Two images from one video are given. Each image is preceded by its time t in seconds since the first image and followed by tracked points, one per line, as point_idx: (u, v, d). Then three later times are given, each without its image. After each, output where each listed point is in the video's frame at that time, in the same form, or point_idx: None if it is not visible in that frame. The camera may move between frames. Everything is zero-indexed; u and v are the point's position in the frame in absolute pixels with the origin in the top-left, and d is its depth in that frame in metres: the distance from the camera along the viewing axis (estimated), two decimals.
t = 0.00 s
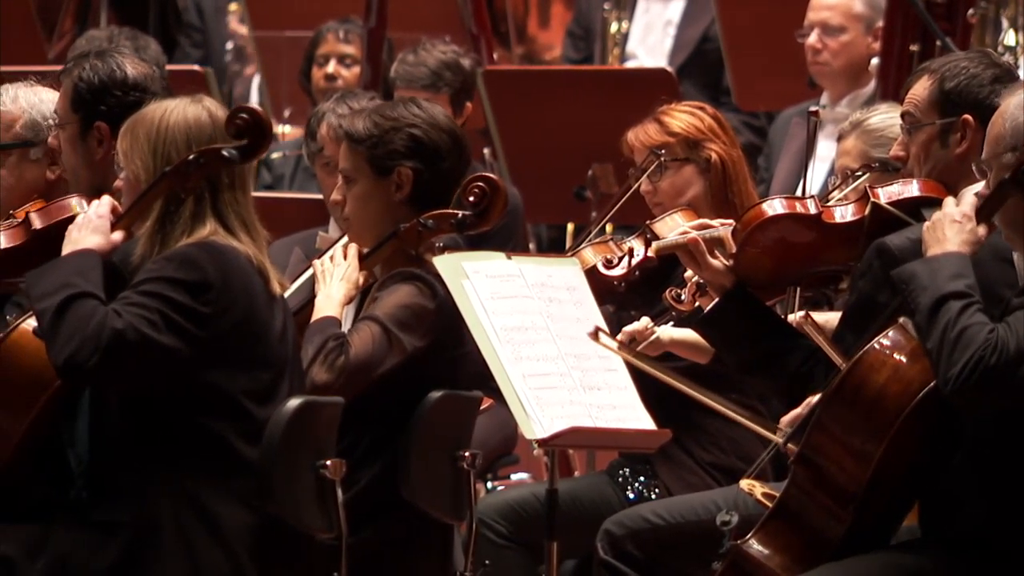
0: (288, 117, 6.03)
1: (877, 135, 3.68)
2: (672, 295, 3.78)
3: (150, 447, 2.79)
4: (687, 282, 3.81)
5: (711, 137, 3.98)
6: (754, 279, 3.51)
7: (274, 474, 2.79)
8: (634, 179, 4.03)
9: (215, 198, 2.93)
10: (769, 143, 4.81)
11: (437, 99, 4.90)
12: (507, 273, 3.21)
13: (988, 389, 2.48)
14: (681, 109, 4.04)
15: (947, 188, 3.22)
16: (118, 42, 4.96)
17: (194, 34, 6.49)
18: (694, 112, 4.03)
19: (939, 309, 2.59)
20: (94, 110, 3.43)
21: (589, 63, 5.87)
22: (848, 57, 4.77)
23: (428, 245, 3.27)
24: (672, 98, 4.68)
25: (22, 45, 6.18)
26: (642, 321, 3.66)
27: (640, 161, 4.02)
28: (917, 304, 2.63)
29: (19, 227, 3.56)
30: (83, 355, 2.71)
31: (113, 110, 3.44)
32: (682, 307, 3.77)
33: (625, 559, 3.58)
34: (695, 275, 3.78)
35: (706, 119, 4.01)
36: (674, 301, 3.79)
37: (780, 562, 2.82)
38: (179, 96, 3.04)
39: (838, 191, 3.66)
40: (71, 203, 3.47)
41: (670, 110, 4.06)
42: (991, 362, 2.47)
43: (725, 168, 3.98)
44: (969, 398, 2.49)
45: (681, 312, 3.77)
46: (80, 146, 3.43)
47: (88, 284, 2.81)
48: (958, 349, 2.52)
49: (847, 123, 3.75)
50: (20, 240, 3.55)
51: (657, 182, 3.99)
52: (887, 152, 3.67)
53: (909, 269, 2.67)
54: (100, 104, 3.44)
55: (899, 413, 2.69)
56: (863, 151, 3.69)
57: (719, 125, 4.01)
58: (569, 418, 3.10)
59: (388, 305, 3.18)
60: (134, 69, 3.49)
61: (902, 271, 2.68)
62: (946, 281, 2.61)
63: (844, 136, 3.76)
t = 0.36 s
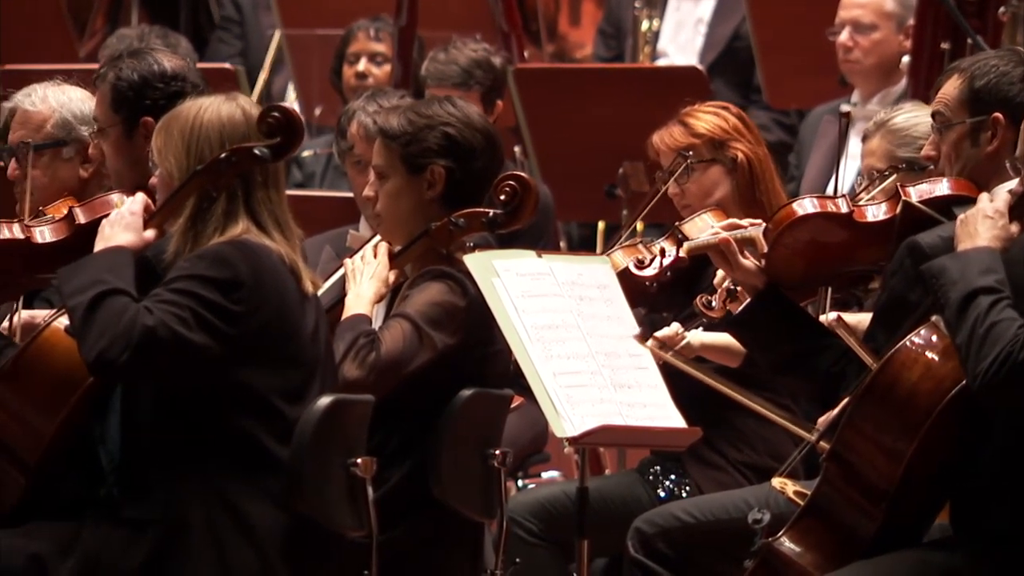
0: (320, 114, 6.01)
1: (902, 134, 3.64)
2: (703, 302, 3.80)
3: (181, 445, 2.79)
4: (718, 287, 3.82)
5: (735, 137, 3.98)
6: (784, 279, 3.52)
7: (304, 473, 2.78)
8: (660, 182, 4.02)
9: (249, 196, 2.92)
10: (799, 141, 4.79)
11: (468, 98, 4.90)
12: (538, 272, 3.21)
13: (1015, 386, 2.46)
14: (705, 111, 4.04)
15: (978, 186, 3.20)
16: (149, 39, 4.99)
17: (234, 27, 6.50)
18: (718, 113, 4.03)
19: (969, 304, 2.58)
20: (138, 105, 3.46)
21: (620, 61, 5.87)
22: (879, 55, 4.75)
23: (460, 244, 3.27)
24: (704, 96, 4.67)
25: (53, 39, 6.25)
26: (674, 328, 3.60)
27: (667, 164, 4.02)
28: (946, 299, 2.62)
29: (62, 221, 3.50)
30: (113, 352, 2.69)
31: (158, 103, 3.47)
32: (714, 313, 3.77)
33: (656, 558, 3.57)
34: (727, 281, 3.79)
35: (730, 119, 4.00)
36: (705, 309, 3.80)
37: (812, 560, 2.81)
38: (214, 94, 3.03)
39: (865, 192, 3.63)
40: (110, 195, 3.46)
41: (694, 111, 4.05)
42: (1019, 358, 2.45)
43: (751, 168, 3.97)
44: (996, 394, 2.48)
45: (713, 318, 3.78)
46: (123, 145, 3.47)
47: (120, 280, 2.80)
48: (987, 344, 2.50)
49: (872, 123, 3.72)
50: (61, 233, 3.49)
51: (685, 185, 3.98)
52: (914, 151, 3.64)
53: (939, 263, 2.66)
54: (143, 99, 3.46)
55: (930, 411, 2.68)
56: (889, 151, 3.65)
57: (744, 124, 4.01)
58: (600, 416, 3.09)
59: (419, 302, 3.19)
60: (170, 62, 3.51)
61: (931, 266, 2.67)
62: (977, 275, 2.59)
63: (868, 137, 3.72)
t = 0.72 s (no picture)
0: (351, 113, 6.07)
1: (931, 134, 3.62)
2: (732, 306, 3.77)
3: (213, 443, 2.80)
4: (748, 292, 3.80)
5: (771, 134, 3.97)
6: (818, 278, 3.50)
7: (336, 471, 2.79)
8: (695, 176, 4.03)
9: (280, 195, 2.92)
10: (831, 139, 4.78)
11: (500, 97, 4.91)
12: (569, 271, 3.21)
13: None
14: (742, 106, 4.03)
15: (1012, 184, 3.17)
16: (181, 38, 5.02)
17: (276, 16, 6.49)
18: (755, 110, 4.02)
19: (1000, 301, 2.56)
20: (185, 97, 3.53)
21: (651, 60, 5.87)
22: (911, 54, 4.73)
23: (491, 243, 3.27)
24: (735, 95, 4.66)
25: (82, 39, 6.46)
26: (703, 330, 3.57)
27: (700, 158, 4.03)
28: (978, 295, 2.61)
29: (94, 226, 3.51)
30: (144, 350, 2.70)
31: (204, 93, 3.54)
32: (743, 317, 3.75)
33: (688, 556, 3.57)
34: (757, 285, 3.76)
35: (767, 116, 4.00)
36: (734, 313, 3.77)
37: (845, 558, 2.83)
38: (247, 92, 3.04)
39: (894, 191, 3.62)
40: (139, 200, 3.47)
41: (731, 107, 4.05)
42: None
43: (786, 165, 3.97)
44: None
45: (742, 322, 3.75)
46: (167, 141, 3.52)
47: (152, 279, 2.79)
48: (1019, 341, 2.50)
49: (899, 123, 3.69)
50: (93, 239, 3.50)
51: (718, 180, 3.99)
52: (942, 150, 3.62)
53: (971, 260, 2.63)
54: (189, 91, 3.53)
55: (962, 410, 2.67)
56: (917, 151, 3.63)
57: (780, 122, 4.00)
58: (631, 415, 3.09)
59: (450, 300, 3.19)
60: (212, 58, 3.60)
61: (965, 262, 2.65)
62: (1010, 273, 2.58)
63: (896, 136, 3.70)
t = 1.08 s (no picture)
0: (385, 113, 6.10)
1: (968, 134, 3.57)
2: (768, 305, 3.73)
3: (247, 442, 2.82)
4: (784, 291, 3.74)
5: (820, 133, 3.96)
6: (857, 270, 3.52)
7: (370, 471, 2.79)
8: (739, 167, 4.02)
9: (313, 195, 2.93)
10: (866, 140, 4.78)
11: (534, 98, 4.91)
12: (604, 271, 3.21)
13: None
14: (793, 102, 4.01)
15: None
16: (216, 39, 5.04)
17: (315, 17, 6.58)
18: (806, 107, 4.00)
19: None
20: (225, 94, 3.63)
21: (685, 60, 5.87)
22: (946, 54, 4.71)
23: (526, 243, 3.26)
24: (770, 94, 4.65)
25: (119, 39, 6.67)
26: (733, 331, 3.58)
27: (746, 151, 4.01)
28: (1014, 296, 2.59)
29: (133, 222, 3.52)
30: (178, 347, 2.70)
31: (244, 90, 3.63)
32: (778, 315, 3.71)
33: (722, 557, 3.56)
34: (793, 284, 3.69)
35: (817, 115, 3.98)
36: (769, 311, 3.73)
37: (879, 558, 2.84)
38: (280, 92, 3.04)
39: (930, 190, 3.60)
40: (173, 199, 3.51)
41: (782, 102, 4.04)
42: None
43: (831, 165, 3.96)
44: None
45: (777, 321, 3.71)
46: (207, 140, 3.63)
47: (185, 277, 2.79)
48: None
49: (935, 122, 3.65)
50: (127, 236, 3.53)
51: (761, 172, 3.98)
52: (979, 150, 3.58)
53: (1007, 261, 2.73)
54: (230, 88, 3.63)
55: (997, 412, 2.66)
56: (954, 150, 3.59)
57: (831, 123, 3.98)
58: (666, 415, 3.08)
59: (484, 298, 3.19)
60: (254, 57, 3.69)
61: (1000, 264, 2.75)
62: None
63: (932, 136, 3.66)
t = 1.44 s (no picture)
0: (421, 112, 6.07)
1: (999, 133, 3.51)
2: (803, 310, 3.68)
3: (280, 439, 2.82)
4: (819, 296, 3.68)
5: (847, 135, 3.97)
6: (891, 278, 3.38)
7: (405, 470, 2.80)
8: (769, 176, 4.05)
9: (345, 194, 2.94)
10: (901, 141, 4.89)
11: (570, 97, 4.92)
12: (638, 270, 3.21)
13: None
14: (817, 107, 4.04)
15: None
16: (251, 39, 5.06)
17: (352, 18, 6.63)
18: (831, 110, 4.02)
19: None
20: (266, 97, 3.63)
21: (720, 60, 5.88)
22: (981, 53, 4.69)
23: (561, 242, 3.28)
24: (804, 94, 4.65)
25: (154, 34, 6.67)
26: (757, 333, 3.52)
27: (776, 159, 4.04)
28: None
29: (166, 221, 3.56)
30: (213, 340, 2.69)
31: (287, 89, 3.63)
32: (813, 322, 3.65)
33: (756, 556, 3.55)
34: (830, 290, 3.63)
35: (843, 116, 4.00)
36: (805, 316, 3.67)
37: (914, 558, 2.87)
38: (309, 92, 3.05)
39: (964, 190, 3.55)
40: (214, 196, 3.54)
41: (807, 107, 4.05)
42: None
43: (861, 167, 3.98)
44: None
45: (812, 326, 3.66)
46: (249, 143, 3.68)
47: (219, 273, 2.78)
48: None
49: (968, 124, 3.60)
50: (168, 231, 3.55)
51: (792, 179, 4.00)
52: (1012, 149, 3.51)
53: None
54: (273, 89, 3.63)
55: None
56: (986, 151, 3.53)
57: (856, 123, 4.01)
58: (701, 415, 3.08)
59: (519, 295, 3.20)
60: (298, 60, 3.72)
61: None
62: None
63: (964, 137, 3.60)
